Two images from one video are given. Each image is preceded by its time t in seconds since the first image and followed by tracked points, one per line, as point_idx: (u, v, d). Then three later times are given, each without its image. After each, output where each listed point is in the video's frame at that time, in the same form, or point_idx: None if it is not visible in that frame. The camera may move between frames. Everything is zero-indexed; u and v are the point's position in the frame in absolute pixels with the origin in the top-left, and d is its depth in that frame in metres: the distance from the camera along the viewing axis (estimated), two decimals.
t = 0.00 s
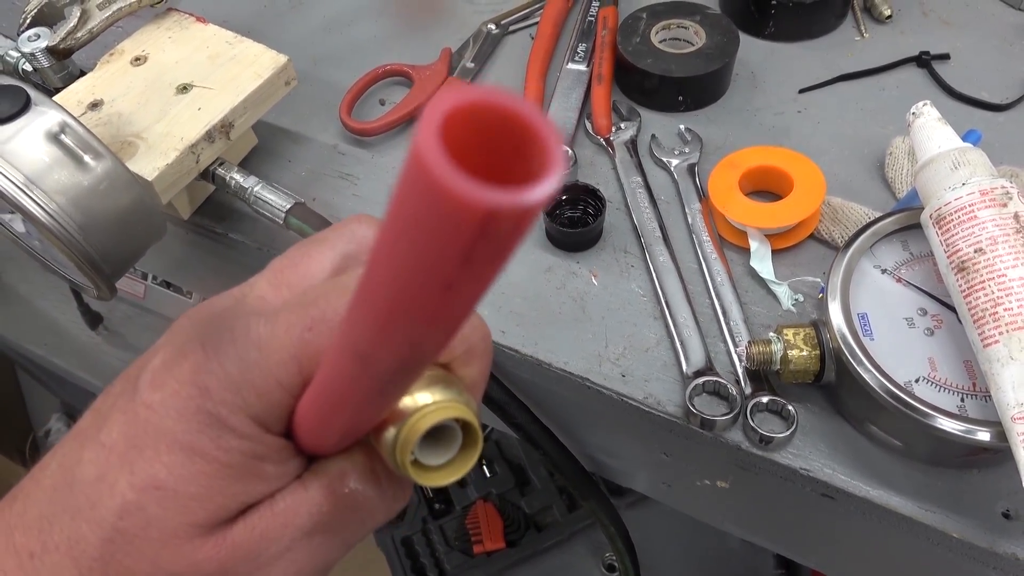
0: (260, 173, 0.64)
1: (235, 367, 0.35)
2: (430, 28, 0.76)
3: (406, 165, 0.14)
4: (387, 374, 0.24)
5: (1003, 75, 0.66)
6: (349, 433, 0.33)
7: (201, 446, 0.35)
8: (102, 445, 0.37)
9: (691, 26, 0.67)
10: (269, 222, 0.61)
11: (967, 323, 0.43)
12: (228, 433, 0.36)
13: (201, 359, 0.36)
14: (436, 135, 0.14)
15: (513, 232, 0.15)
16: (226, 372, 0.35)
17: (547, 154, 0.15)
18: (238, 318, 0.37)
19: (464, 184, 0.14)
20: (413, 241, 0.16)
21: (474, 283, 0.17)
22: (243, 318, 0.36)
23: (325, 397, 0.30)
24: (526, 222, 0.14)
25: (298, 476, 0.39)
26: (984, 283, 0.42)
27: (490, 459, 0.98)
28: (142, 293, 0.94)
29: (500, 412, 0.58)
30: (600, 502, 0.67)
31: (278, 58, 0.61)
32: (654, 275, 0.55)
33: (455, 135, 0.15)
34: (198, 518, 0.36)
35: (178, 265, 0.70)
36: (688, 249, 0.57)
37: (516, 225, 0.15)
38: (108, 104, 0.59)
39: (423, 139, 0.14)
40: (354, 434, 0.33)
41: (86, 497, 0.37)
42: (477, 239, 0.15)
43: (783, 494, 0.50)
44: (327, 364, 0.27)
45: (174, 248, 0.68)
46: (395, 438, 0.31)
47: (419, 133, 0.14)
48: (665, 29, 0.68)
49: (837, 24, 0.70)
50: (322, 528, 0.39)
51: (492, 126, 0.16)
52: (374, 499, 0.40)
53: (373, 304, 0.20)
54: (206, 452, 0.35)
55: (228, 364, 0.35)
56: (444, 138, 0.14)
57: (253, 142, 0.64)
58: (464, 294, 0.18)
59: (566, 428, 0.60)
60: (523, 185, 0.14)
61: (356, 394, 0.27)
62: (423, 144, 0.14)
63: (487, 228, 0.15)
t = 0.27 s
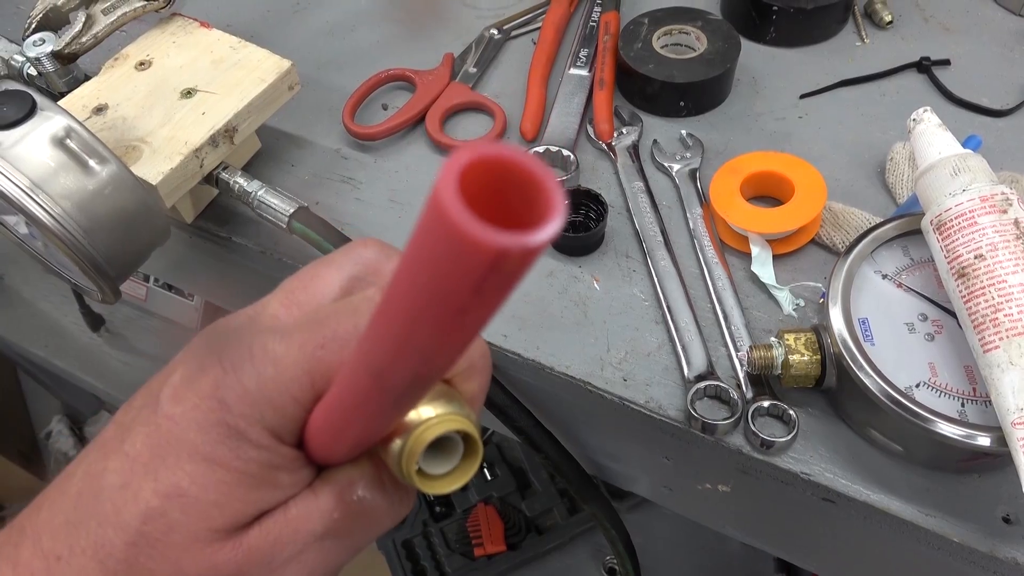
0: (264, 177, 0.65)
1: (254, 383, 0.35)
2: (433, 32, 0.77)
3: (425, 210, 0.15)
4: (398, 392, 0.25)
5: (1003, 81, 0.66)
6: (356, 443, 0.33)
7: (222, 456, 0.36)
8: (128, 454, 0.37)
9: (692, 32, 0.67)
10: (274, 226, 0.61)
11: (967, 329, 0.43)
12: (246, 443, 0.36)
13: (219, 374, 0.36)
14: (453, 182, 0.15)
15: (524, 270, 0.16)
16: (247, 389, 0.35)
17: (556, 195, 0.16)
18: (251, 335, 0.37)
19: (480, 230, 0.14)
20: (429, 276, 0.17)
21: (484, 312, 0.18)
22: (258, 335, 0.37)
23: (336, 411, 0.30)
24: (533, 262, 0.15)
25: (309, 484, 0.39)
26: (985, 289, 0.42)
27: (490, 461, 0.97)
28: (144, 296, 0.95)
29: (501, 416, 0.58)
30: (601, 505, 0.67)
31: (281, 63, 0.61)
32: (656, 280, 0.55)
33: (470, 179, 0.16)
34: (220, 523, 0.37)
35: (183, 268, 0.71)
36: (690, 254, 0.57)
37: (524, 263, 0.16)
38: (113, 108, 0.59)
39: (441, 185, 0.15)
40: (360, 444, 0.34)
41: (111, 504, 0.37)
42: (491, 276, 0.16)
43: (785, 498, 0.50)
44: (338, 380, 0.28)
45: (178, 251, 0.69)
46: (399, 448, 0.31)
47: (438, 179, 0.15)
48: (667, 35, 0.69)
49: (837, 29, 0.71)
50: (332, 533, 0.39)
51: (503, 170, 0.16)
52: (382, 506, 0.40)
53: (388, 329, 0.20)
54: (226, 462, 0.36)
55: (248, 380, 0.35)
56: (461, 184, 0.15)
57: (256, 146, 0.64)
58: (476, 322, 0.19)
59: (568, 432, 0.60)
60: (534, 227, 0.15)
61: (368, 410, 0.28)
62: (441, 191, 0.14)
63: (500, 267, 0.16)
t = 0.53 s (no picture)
0: (272, 175, 0.65)
1: (255, 371, 0.35)
2: (441, 34, 0.77)
3: (421, 203, 0.16)
4: (396, 382, 0.25)
5: (1010, 86, 0.66)
6: (356, 430, 0.34)
7: (225, 443, 0.36)
8: (134, 443, 0.37)
9: (700, 35, 0.68)
10: (282, 224, 0.61)
11: (974, 331, 0.43)
12: (249, 431, 0.36)
13: (222, 364, 0.36)
14: (448, 175, 0.15)
15: (515, 259, 0.17)
16: (248, 377, 0.35)
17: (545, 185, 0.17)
18: (253, 327, 0.37)
19: (473, 220, 0.15)
20: (425, 266, 0.17)
21: (479, 300, 0.19)
22: (260, 326, 0.37)
23: (337, 399, 0.31)
24: (526, 253, 0.16)
25: (311, 471, 0.39)
26: (992, 292, 0.42)
27: (493, 462, 0.98)
28: (149, 294, 0.95)
29: (508, 415, 0.58)
30: (605, 506, 0.68)
31: (291, 62, 0.62)
32: (663, 281, 0.55)
33: (464, 173, 0.16)
34: (226, 508, 0.37)
35: (190, 265, 0.71)
36: (697, 255, 0.57)
37: (518, 252, 0.16)
38: (124, 106, 0.59)
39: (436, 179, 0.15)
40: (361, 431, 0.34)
41: (118, 491, 0.37)
42: (484, 265, 0.16)
43: (791, 499, 0.50)
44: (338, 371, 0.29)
45: (185, 249, 0.69)
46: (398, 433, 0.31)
47: (433, 173, 0.15)
48: (675, 37, 0.69)
49: (845, 33, 0.71)
50: (335, 518, 0.39)
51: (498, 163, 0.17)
52: (382, 491, 0.40)
53: (386, 319, 0.21)
54: (231, 449, 0.36)
55: (249, 368, 0.36)
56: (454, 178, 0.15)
57: (265, 145, 0.65)
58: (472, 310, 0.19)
59: (573, 431, 0.60)
60: (524, 217, 0.16)
61: (367, 399, 0.28)
62: (436, 184, 0.15)
63: (493, 256, 0.16)
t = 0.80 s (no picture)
0: (277, 175, 0.65)
1: (253, 381, 0.35)
2: (445, 35, 0.77)
3: (420, 237, 0.16)
4: (393, 399, 0.25)
5: (1011, 89, 0.67)
6: (355, 439, 0.34)
7: (224, 452, 0.36)
8: (134, 452, 0.38)
9: (703, 37, 0.68)
10: (287, 224, 0.62)
11: (975, 332, 0.44)
12: (248, 440, 0.36)
13: (221, 373, 0.36)
14: (447, 209, 0.15)
15: (511, 293, 0.17)
16: (247, 387, 0.35)
17: (542, 221, 0.17)
18: (251, 335, 0.37)
19: (470, 256, 0.15)
20: (423, 295, 0.18)
21: (477, 329, 0.19)
22: (259, 334, 0.37)
23: (336, 409, 0.31)
24: (523, 288, 0.16)
25: (310, 478, 0.39)
26: (993, 293, 0.43)
27: (493, 463, 0.98)
28: (151, 294, 0.96)
29: (511, 415, 0.58)
30: (607, 506, 0.68)
31: (297, 63, 0.62)
32: (666, 282, 0.56)
33: (463, 206, 0.16)
34: (225, 516, 0.37)
35: (194, 264, 0.71)
36: (699, 256, 0.58)
37: (515, 286, 0.17)
38: (130, 106, 0.60)
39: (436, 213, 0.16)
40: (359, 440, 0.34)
41: (118, 500, 0.37)
42: (481, 298, 0.17)
43: (792, 500, 0.50)
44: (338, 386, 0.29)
45: (189, 248, 0.69)
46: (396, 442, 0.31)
47: (433, 207, 0.15)
48: (678, 39, 0.69)
49: (847, 36, 0.71)
50: (333, 525, 0.40)
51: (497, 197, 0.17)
52: (380, 497, 0.41)
53: (385, 341, 0.21)
54: (230, 458, 0.36)
55: (247, 378, 0.36)
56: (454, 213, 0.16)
57: (270, 145, 0.65)
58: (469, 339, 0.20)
59: (575, 431, 0.61)
60: (520, 254, 0.16)
61: (366, 413, 0.28)
62: (436, 221, 0.15)
63: (489, 291, 0.16)
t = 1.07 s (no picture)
0: (276, 174, 0.65)
1: (254, 396, 0.35)
2: (445, 34, 0.77)
3: (424, 227, 0.16)
4: (397, 403, 0.25)
5: (1012, 87, 0.67)
6: (356, 454, 0.34)
7: (222, 467, 0.36)
8: (133, 467, 0.37)
9: (703, 35, 0.68)
10: (286, 222, 0.61)
11: (977, 330, 0.43)
12: (248, 455, 0.36)
13: (221, 389, 0.36)
14: (451, 199, 0.15)
15: (516, 283, 0.17)
16: (247, 402, 0.35)
17: (546, 210, 0.17)
18: (251, 350, 0.37)
19: (475, 244, 0.15)
20: (427, 289, 0.17)
21: (481, 323, 0.19)
22: (259, 349, 0.37)
23: (337, 422, 0.31)
24: (529, 277, 0.16)
25: (309, 496, 0.39)
26: (995, 290, 0.42)
27: (493, 463, 0.98)
28: (150, 294, 0.96)
29: (510, 414, 0.58)
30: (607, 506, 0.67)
31: (295, 60, 0.62)
32: (666, 280, 0.55)
33: (467, 196, 0.16)
34: (221, 534, 0.37)
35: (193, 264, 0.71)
36: (700, 255, 0.57)
37: (520, 276, 0.16)
38: (128, 103, 0.60)
39: (439, 202, 0.15)
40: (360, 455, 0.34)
41: (116, 515, 0.37)
42: (486, 288, 0.16)
43: (793, 500, 0.50)
44: (339, 393, 0.29)
45: (187, 246, 0.69)
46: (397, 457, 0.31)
47: (436, 196, 0.15)
48: (679, 37, 0.69)
49: (848, 35, 0.71)
50: (332, 546, 0.39)
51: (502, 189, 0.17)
52: (381, 516, 0.40)
53: (388, 342, 0.21)
54: (228, 474, 0.36)
55: (248, 393, 0.35)
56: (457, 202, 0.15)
57: (269, 143, 0.65)
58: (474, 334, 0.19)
59: (574, 429, 0.60)
60: (525, 241, 0.16)
61: (368, 421, 0.28)
62: (440, 210, 0.15)
63: (494, 280, 0.16)
